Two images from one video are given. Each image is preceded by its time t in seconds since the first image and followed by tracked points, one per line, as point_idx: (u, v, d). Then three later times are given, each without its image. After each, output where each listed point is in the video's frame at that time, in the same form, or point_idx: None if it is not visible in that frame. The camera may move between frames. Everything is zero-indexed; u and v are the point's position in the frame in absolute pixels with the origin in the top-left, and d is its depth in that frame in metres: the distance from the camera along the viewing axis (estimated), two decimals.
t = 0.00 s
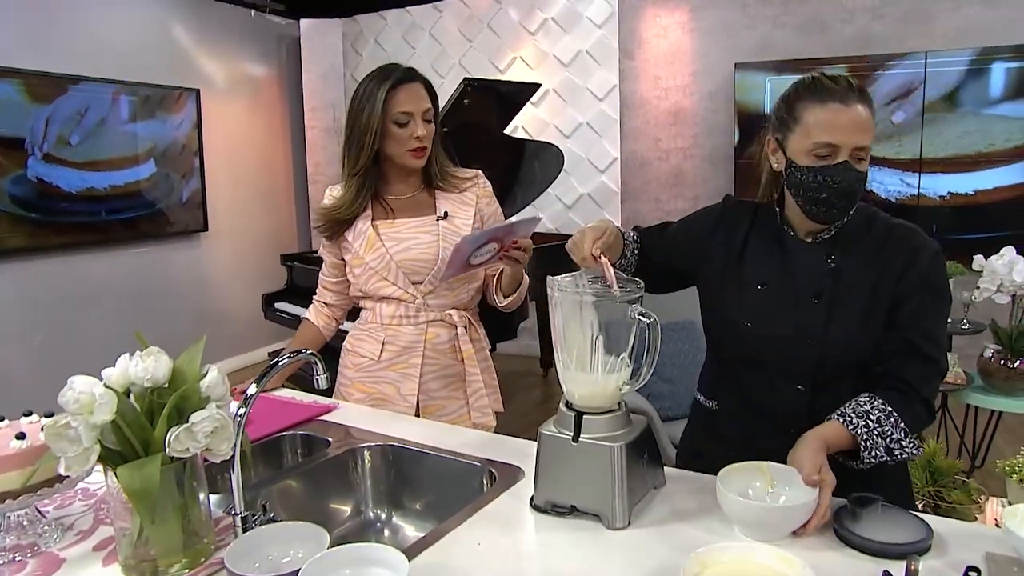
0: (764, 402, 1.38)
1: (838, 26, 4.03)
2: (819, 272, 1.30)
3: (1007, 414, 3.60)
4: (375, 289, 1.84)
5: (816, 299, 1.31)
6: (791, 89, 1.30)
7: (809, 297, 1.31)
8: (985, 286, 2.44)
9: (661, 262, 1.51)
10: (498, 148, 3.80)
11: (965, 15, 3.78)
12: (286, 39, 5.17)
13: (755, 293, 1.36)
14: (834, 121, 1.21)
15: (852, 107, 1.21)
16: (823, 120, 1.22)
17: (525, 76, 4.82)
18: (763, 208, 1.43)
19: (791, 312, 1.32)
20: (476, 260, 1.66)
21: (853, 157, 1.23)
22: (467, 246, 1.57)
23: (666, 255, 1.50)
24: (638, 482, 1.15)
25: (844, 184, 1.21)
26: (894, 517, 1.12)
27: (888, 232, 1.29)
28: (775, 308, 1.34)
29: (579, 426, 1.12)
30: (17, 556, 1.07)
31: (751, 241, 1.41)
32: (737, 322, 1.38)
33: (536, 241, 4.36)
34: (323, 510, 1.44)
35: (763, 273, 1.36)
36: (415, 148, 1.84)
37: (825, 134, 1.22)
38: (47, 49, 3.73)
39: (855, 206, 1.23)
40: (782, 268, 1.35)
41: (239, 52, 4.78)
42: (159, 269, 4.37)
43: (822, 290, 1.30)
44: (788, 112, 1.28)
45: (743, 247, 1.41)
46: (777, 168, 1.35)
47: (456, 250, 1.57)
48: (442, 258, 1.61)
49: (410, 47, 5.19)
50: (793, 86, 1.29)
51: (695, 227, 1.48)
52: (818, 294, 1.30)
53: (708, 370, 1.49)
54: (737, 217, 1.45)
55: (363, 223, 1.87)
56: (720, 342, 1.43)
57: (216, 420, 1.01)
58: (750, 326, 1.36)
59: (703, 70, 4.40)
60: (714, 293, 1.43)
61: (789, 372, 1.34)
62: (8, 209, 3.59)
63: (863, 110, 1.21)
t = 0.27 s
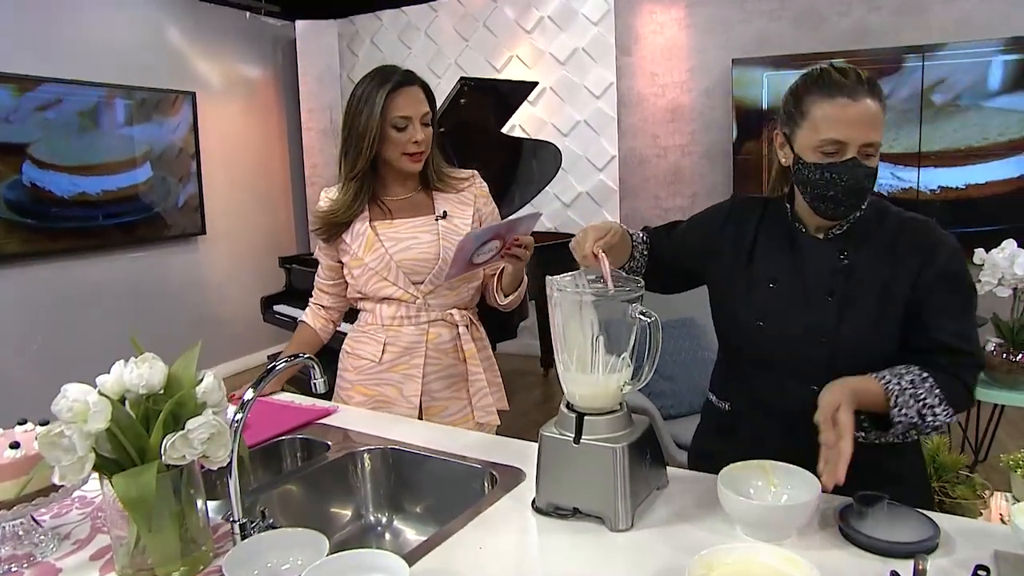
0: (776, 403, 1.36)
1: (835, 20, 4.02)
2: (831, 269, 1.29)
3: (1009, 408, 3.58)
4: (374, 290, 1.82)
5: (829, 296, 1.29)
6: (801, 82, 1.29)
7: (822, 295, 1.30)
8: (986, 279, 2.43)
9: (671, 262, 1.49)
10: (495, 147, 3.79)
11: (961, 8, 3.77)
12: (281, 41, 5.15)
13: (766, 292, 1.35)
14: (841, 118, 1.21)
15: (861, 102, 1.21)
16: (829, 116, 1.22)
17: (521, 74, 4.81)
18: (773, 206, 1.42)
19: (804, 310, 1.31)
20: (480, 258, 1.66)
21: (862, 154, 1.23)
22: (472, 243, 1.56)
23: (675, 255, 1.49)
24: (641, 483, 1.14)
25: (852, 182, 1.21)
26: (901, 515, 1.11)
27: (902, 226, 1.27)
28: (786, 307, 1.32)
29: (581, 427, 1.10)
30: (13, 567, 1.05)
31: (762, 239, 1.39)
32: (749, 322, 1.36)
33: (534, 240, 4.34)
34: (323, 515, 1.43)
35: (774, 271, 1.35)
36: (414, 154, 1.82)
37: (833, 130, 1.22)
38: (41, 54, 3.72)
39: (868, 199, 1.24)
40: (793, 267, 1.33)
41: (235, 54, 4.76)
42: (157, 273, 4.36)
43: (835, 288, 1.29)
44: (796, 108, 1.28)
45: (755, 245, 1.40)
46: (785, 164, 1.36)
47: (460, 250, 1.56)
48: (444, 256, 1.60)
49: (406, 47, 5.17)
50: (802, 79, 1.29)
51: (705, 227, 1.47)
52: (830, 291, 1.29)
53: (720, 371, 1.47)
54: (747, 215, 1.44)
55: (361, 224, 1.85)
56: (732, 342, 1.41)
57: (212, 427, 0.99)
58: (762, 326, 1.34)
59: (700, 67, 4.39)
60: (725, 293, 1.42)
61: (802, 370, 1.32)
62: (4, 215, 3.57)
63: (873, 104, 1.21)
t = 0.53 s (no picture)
0: (826, 417, 1.28)
1: (839, 24, 4.02)
2: (884, 276, 1.22)
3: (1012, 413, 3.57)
4: (375, 293, 1.82)
5: (882, 304, 1.22)
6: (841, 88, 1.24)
7: (876, 303, 1.23)
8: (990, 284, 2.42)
9: (707, 268, 1.40)
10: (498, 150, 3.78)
11: (966, 9, 3.76)
12: (285, 43, 5.15)
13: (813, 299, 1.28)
14: (881, 130, 1.16)
15: (903, 110, 1.15)
16: (870, 127, 1.17)
17: (524, 77, 4.81)
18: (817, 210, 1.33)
19: (855, 318, 1.24)
20: (476, 272, 1.66)
21: (905, 165, 1.17)
22: (466, 258, 1.57)
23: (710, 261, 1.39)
24: (642, 489, 1.13)
25: (896, 196, 1.17)
26: (904, 523, 1.10)
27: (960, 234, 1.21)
28: (837, 315, 1.25)
29: (582, 432, 1.10)
30: (9, 571, 1.04)
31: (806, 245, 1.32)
32: (796, 331, 1.30)
33: (536, 243, 4.34)
34: (323, 519, 1.42)
35: (821, 278, 1.28)
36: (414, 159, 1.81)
37: (871, 142, 1.17)
38: (44, 54, 3.72)
39: (915, 205, 1.20)
40: (843, 274, 1.26)
41: (238, 56, 4.77)
42: (159, 275, 4.36)
43: (890, 295, 1.22)
44: (835, 117, 1.23)
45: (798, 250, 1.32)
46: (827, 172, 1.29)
47: (454, 265, 1.56)
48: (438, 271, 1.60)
49: (409, 50, 5.17)
50: (838, 87, 1.25)
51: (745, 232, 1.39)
52: (884, 299, 1.22)
53: (756, 384, 1.39)
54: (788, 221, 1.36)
55: (363, 227, 1.85)
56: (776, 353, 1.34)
57: (210, 430, 0.99)
58: (811, 335, 1.27)
59: (704, 70, 4.38)
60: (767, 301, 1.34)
61: (854, 382, 1.24)
62: (6, 216, 3.57)
63: (918, 113, 1.15)
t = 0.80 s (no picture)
0: (890, 421, 1.27)
1: (832, 19, 4.05)
2: (953, 273, 1.20)
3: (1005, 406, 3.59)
4: (366, 291, 1.81)
5: (953, 303, 1.20)
6: (907, 78, 1.19)
7: (945, 301, 1.20)
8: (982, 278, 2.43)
9: (761, 268, 1.38)
10: (492, 146, 3.77)
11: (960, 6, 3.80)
12: (278, 40, 5.13)
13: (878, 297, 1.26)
14: (957, 125, 1.12)
15: (980, 101, 1.11)
16: (943, 121, 1.13)
17: (518, 73, 4.79)
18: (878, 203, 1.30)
19: (922, 317, 1.22)
20: (461, 271, 1.67)
21: (978, 160, 1.13)
22: (449, 257, 1.57)
23: (764, 257, 1.37)
24: (635, 485, 1.12)
25: (965, 195, 1.14)
26: (898, 517, 1.10)
27: None
28: (902, 316, 1.23)
29: (575, 429, 1.09)
30: None
31: (864, 241, 1.29)
32: (857, 332, 1.28)
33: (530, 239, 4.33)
34: (316, 517, 1.42)
35: (884, 276, 1.25)
36: (399, 151, 1.80)
37: (941, 138, 1.13)
38: (36, 52, 3.70)
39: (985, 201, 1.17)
40: (911, 271, 1.24)
41: (231, 53, 4.75)
42: (153, 273, 4.34)
43: (959, 294, 1.20)
44: (903, 111, 1.17)
45: (857, 246, 1.30)
46: (889, 167, 1.24)
47: (435, 261, 1.56)
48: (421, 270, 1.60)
49: (402, 46, 5.14)
50: (903, 76, 1.20)
51: (799, 228, 1.36)
52: (954, 298, 1.20)
53: (813, 383, 1.40)
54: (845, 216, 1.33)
55: (355, 223, 1.84)
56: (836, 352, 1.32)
57: (200, 429, 0.98)
58: (874, 338, 1.25)
59: (698, 65, 4.38)
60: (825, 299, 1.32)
61: (922, 385, 1.23)
62: None
63: (996, 106, 1.11)
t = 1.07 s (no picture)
0: (936, 426, 1.27)
1: (831, 19, 4.06)
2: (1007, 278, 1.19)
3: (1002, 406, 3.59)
4: (361, 289, 1.81)
5: (1008, 308, 1.20)
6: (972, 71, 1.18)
7: (999, 306, 1.20)
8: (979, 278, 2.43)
9: (808, 269, 1.41)
10: (490, 145, 3.77)
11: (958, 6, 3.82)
12: (276, 38, 5.13)
13: (929, 301, 1.27)
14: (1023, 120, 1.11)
15: None
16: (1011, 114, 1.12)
17: (516, 72, 4.79)
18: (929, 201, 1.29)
19: (976, 321, 1.22)
20: (448, 285, 1.65)
21: None
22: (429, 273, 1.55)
23: (819, 258, 1.40)
24: (632, 485, 1.12)
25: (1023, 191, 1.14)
26: (895, 517, 1.10)
27: None
28: (953, 320, 1.24)
29: (571, 428, 1.09)
30: None
31: (915, 243, 1.30)
32: (907, 336, 1.28)
33: (528, 238, 4.33)
34: (313, 516, 1.42)
35: (936, 279, 1.26)
36: (372, 138, 1.81)
37: (1008, 131, 1.13)
38: (33, 49, 3.69)
39: None
40: (963, 276, 1.24)
41: (229, 51, 4.74)
42: (150, 271, 4.33)
43: (1015, 299, 1.19)
44: (968, 104, 1.16)
45: (908, 247, 1.31)
46: (944, 162, 1.23)
47: (415, 280, 1.55)
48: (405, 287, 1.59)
49: (401, 45, 5.13)
50: (967, 70, 1.19)
51: (852, 229, 1.38)
52: (1009, 303, 1.20)
53: (849, 384, 1.39)
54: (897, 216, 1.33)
55: (353, 220, 1.85)
56: (882, 355, 1.32)
57: (195, 428, 0.98)
58: (924, 341, 1.26)
59: (696, 64, 4.38)
60: (875, 301, 1.33)
61: (972, 391, 1.23)
62: None
63: None
